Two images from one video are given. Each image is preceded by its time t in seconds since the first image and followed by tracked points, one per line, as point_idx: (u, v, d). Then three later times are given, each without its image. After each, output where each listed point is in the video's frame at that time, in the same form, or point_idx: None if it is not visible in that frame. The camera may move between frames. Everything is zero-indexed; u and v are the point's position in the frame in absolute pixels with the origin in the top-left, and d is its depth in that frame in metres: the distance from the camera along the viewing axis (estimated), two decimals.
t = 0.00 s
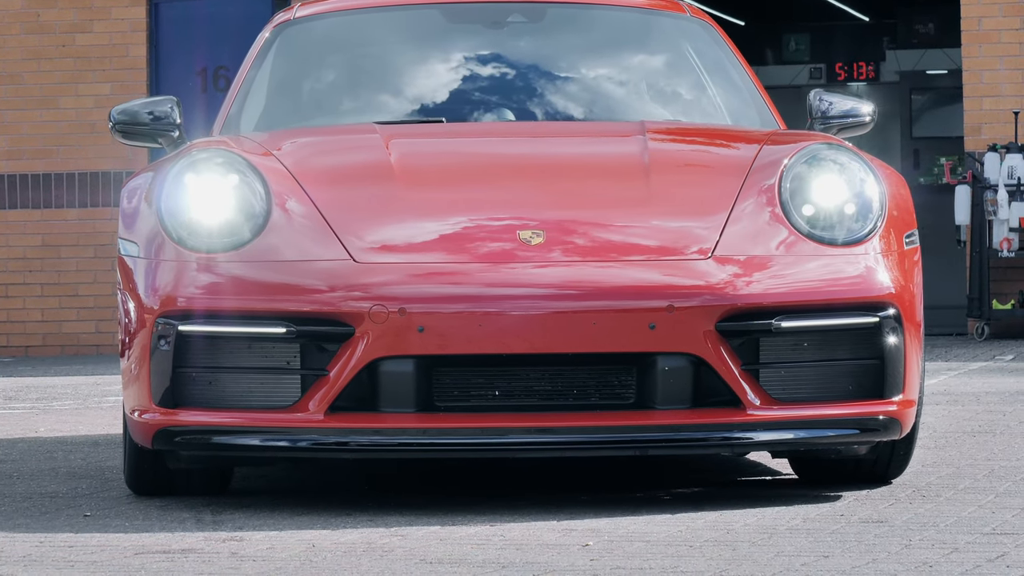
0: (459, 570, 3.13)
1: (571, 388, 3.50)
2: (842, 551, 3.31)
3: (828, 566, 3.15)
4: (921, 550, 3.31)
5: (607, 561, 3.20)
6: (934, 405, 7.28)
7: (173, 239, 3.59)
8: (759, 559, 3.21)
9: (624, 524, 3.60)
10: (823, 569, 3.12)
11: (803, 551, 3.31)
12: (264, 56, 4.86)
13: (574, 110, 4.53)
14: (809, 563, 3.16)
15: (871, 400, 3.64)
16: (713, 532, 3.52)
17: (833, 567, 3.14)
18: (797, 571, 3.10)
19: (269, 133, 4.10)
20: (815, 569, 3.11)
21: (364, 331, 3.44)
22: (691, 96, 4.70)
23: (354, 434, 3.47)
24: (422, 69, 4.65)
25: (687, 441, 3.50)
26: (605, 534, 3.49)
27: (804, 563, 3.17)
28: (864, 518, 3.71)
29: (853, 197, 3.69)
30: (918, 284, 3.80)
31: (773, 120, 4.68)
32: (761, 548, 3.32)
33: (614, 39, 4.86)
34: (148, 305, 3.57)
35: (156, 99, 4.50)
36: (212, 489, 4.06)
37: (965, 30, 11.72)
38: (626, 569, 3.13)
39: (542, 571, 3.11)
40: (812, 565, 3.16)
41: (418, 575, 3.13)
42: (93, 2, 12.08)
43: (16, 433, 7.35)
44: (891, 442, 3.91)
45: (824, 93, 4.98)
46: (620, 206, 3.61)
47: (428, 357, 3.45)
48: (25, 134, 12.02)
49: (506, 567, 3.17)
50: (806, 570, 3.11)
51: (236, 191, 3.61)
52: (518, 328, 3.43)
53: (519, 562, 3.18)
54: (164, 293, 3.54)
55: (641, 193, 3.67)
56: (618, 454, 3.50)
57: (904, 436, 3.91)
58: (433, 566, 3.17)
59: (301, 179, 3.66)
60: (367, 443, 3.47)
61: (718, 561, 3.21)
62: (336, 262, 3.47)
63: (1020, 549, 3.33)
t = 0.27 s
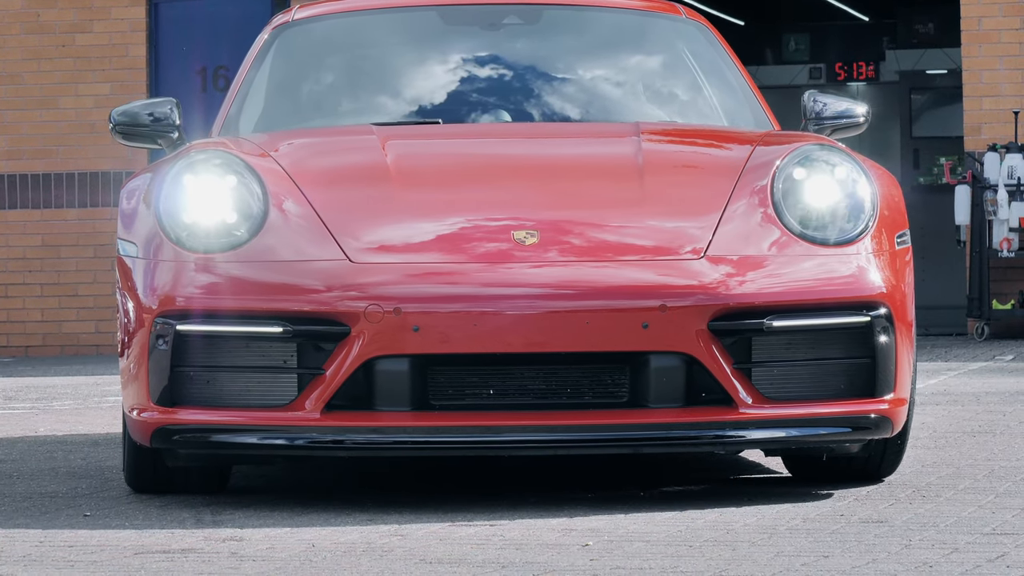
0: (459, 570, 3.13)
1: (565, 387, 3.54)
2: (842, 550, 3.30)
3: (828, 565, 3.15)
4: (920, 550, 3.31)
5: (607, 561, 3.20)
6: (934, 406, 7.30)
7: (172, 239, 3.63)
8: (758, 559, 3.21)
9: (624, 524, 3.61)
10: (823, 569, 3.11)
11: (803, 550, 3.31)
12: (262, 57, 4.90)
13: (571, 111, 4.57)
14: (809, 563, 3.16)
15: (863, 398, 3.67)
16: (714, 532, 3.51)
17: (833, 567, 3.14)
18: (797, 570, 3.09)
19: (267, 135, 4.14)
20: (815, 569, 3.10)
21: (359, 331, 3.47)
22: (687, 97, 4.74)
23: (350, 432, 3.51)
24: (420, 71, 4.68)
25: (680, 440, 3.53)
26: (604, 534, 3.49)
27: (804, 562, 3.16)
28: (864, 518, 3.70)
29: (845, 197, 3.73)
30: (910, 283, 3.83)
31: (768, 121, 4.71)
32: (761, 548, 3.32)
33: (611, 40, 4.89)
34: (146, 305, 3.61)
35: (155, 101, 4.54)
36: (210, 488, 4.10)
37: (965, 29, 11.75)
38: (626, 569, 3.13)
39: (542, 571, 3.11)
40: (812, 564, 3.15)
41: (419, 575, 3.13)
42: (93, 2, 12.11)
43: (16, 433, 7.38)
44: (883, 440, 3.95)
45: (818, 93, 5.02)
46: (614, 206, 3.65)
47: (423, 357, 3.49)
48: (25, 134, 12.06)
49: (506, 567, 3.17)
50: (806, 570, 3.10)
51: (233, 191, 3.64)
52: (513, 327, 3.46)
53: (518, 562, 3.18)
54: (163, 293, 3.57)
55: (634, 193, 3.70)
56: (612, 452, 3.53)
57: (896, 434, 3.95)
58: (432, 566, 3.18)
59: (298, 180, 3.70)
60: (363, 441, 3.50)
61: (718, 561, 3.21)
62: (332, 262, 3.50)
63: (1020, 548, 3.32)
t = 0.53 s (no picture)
0: (460, 570, 3.16)
1: (559, 386, 3.57)
2: (843, 550, 3.33)
3: (829, 565, 3.17)
4: (921, 549, 3.34)
5: (608, 561, 3.23)
6: (933, 405, 7.33)
7: (171, 241, 3.66)
8: (760, 559, 3.23)
9: (624, 524, 3.63)
10: (824, 569, 3.14)
11: (804, 550, 3.33)
12: (261, 60, 4.94)
13: (567, 112, 4.60)
14: (810, 562, 3.19)
15: (855, 396, 3.71)
16: (714, 532, 3.54)
17: (834, 567, 3.16)
18: (798, 570, 3.12)
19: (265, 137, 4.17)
20: (817, 569, 3.13)
21: (356, 331, 3.51)
22: (683, 97, 4.77)
23: (347, 431, 3.54)
24: (418, 73, 4.72)
25: (674, 438, 3.57)
26: (605, 534, 3.52)
27: (805, 562, 3.19)
28: (865, 518, 3.72)
29: (837, 197, 3.76)
30: (902, 282, 3.87)
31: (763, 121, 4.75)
32: (761, 548, 3.35)
33: (607, 41, 4.93)
34: (145, 306, 3.64)
35: (155, 104, 4.57)
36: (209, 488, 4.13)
37: (964, 28, 11.78)
38: (626, 569, 3.16)
39: (543, 571, 3.14)
40: (813, 564, 3.18)
41: (420, 575, 3.16)
42: (92, 4, 12.15)
43: (16, 435, 7.41)
44: (876, 438, 3.98)
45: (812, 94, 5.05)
46: (609, 206, 3.68)
47: (419, 356, 3.53)
48: (25, 136, 12.09)
49: (507, 567, 3.20)
50: (807, 570, 3.12)
51: (231, 193, 3.68)
52: (508, 327, 3.50)
53: (519, 562, 3.21)
54: (161, 293, 3.61)
55: (629, 193, 3.74)
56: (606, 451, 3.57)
57: (889, 431, 3.98)
58: (433, 567, 3.21)
59: (295, 181, 3.73)
60: (360, 440, 3.54)
61: (718, 561, 3.23)
62: (329, 262, 3.54)
63: (1021, 548, 3.34)
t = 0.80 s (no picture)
0: (462, 570, 3.19)
1: (555, 385, 3.61)
2: (844, 550, 3.36)
3: (830, 565, 3.20)
4: (923, 550, 3.37)
5: (609, 562, 3.26)
6: (933, 405, 7.36)
7: (170, 242, 3.70)
8: (762, 559, 3.27)
9: (626, 525, 3.65)
10: (825, 569, 3.17)
11: (805, 551, 3.36)
12: (261, 63, 4.97)
13: (565, 114, 4.64)
14: (811, 563, 3.22)
15: (847, 395, 3.75)
16: (716, 532, 3.57)
17: (836, 567, 3.19)
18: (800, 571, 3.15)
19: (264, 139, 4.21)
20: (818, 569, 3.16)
21: (353, 331, 3.55)
22: (680, 99, 4.80)
23: (345, 430, 3.58)
24: (416, 75, 4.76)
25: (668, 436, 3.60)
26: (606, 535, 3.55)
27: (806, 562, 3.22)
28: (866, 518, 3.75)
29: (830, 197, 3.80)
30: (894, 282, 3.90)
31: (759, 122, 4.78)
32: (763, 549, 3.38)
33: (604, 43, 4.96)
34: (145, 306, 3.68)
35: (156, 106, 4.61)
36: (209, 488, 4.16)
37: (965, 28, 11.81)
38: (627, 569, 3.19)
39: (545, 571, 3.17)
40: (814, 565, 3.21)
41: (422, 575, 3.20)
42: (92, 4, 12.18)
43: (17, 436, 7.44)
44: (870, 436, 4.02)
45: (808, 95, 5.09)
46: (603, 207, 3.72)
47: (416, 356, 3.56)
48: (25, 137, 12.13)
49: (508, 568, 3.23)
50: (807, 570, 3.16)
51: (230, 194, 3.72)
52: (504, 327, 3.53)
53: (520, 563, 3.24)
54: (161, 294, 3.65)
55: (623, 194, 3.77)
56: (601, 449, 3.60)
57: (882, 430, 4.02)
58: (435, 567, 3.24)
59: (294, 183, 3.77)
60: (358, 439, 3.57)
61: (720, 561, 3.27)
62: (326, 263, 3.57)
63: None
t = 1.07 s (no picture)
0: (464, 572, 3.23)
1: (551, 385, 3.64)
2: (846, 552, 3.40)
3: (834, 568, 3.24)
4: (925, 552, 3.40)
5: (613, 564, 3.29)
6: (932, 407, 7.39)
7: (170, 244, 3.74)
8: (764, 560, 3.30)
9: (627, 526, 3.69)
10: (828, 571, 3.20)
11: (807, 552, 3.39)
12: (261, 67, 5.01)
13: (563, 117, 4.68)
14: (815, 564, 3.25)
15: (842, 395, 3.78)
16: (718, 534, 3.60)
17: (839, 568, 3.23)
18: (803, 572, 3.18)
19: (264, 142, 4.25)
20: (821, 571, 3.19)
21: (352, 332, 3.58)
22: (678, 102, 4.84)
23: (344, 431, 3.61)
24: (416, 79, 4.79)
25: (665, 436, 3.64)
26: (608, 536, 3.58)
27: (809, 564, 3.26)
28: (868, 520, 3.78)
29: (825, 200, 3.83)
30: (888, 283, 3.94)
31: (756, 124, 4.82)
32: (766, 550, 3.41)
33: (602, 47, 5.00)
34: (146, 308, 3.72)
35: (158, 110, 4.65)
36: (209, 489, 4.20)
37: (966, 30, 11.85)
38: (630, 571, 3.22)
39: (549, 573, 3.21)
40: (818, 566, 3.24)
41: None
42: (93, 7, 12.21)
43: (18, 439, 7.46)
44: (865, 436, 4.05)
45: (804, 97, 5.12)
46: (600, 209, 3.75)
47: (413, 357, 3.60)
48: (27, 140, 12.17)
49: (510, 569, 3.26)
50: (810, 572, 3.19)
51: (230, 197, 3.75)
52: (502, 328, 3.57)
53: (524, 565, 3.28)
54: (162, 296, 3.68)
55: (619, 197, 3.81)
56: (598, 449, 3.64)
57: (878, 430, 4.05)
58: (438, 569, 3.27)
59: (293, 186, 3.81)
60: (357, 440, 3.61)
61: (725, 563, 3.30)
62: (325, 265, 3.61)
63: None
